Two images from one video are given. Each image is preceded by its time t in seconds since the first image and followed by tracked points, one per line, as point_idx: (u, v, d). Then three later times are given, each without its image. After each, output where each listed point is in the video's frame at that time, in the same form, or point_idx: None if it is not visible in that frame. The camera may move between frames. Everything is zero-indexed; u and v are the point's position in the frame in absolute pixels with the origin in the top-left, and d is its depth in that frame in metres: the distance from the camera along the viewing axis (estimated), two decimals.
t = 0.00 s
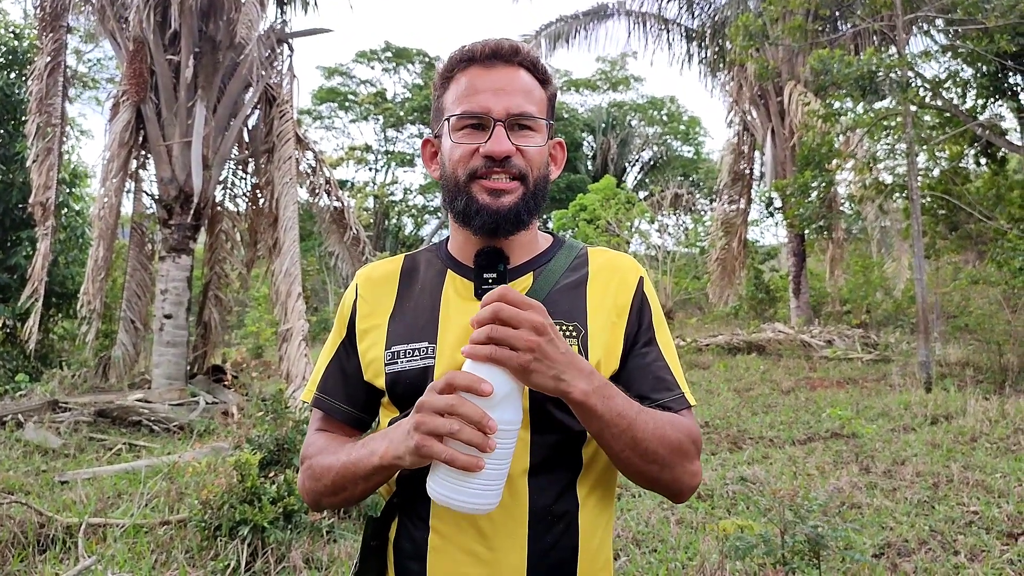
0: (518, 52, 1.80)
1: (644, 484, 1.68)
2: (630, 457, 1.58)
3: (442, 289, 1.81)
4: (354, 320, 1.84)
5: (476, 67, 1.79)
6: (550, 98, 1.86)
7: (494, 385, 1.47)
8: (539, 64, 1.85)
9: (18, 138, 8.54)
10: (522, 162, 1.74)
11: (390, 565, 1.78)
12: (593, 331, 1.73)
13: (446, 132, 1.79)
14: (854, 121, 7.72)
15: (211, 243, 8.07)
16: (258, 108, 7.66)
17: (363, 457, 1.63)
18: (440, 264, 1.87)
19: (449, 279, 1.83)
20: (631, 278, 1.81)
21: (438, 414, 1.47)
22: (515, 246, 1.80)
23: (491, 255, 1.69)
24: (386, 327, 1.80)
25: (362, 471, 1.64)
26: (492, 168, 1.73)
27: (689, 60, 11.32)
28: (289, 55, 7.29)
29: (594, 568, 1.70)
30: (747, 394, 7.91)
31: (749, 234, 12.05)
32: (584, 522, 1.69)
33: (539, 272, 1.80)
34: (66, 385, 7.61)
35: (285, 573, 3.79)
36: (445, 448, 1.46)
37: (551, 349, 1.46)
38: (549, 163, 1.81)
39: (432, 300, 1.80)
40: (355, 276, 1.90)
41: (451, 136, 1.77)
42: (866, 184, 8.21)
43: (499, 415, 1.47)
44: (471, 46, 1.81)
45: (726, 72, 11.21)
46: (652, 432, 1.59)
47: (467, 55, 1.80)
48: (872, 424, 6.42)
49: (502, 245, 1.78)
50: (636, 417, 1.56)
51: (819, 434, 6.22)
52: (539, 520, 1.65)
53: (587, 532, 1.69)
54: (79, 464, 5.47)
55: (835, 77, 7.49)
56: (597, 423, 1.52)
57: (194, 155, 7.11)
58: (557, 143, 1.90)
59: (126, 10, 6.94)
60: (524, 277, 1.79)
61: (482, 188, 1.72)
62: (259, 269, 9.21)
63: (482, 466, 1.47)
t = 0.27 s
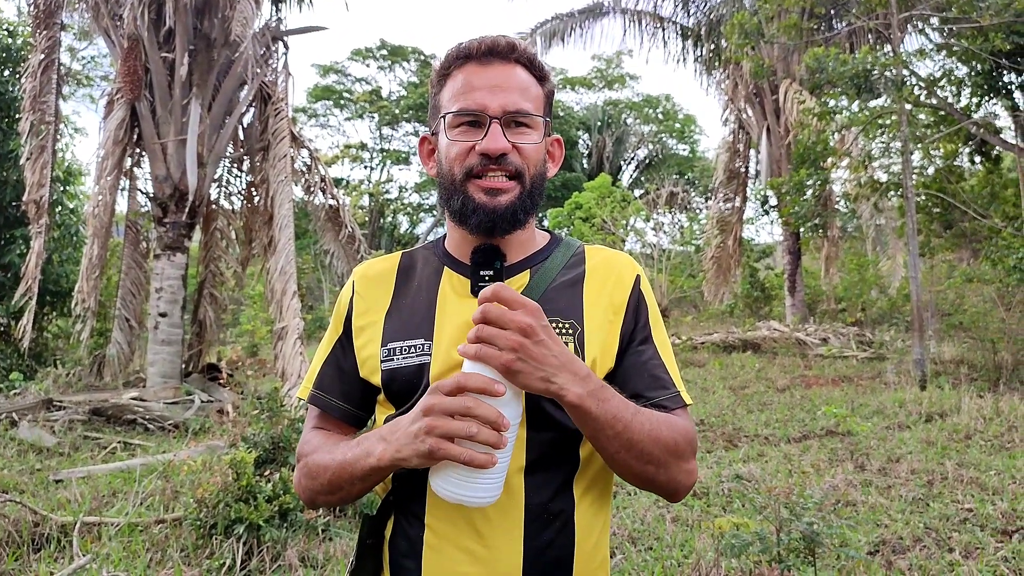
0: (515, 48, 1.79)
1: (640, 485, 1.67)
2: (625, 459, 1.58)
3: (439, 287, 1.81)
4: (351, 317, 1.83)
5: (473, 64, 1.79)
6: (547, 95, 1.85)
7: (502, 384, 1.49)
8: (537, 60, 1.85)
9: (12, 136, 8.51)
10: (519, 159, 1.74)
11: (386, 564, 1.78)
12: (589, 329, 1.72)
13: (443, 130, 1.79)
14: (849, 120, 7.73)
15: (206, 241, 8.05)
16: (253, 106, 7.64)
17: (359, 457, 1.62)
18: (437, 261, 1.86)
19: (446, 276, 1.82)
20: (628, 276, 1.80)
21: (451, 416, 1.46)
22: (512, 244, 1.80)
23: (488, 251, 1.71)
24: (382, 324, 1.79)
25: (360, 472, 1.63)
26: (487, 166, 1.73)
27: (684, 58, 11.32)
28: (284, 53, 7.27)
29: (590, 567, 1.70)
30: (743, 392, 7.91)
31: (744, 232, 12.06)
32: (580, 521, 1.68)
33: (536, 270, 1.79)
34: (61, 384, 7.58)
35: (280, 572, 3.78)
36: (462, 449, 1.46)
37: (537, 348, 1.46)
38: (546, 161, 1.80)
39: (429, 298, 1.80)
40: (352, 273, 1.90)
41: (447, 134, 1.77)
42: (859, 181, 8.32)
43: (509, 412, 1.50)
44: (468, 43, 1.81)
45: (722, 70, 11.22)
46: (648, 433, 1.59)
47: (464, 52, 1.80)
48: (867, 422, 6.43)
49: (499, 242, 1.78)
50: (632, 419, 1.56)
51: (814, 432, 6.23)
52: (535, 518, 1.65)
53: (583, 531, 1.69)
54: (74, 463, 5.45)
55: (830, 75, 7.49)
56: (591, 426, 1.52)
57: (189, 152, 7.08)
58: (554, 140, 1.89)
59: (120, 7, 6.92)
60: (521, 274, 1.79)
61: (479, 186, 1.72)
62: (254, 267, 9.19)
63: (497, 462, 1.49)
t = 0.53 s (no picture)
0: (511, 48, 1.79)
1: (633, 481, 1.67)
2: (617, 452, 1.57)
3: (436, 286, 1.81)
4: (349, 317, 1.83)
5: (469, 65, 1.79)
6: (544, 95, 1.85)
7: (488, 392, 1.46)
8: (533, 59, 1.84)
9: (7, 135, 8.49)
10: (515, 159, 1.73)
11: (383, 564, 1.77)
12: (585, 327, 1.72)
13: (439, 130, 1.78)
14: (845, 119, 7.74)
15: (202, 241, 8.04)
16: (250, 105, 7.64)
17: (353, 463, 1.62)
18: (434, 261, 1.86)
19: (443, 275, 1.82)
20: (624, 276, 1.81)
21: (431, 429, 1.46)
22: (509, 244, 1.80)
23: (485, 251, 1.69)
24: (380, 324, 1.79)
25: (350, 478, 1.63)
26: (483, 165, 1.72)
27: (680, 58, 11.33)
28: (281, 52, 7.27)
29: (588, 566, 1.69)
30: (739, 391, 7.91)
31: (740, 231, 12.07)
32: (577, 520, 1.68)
33: (533, 270, 1.79)
34: (57, 384, 7.57)
35: (277, 571, 3.77)
36: (441, 465, 1.46)
37: (554, 347, 1.48)
38: (542, 160, 1.80)
39: (426, 298, 1.80)
40: (350, 273, 1.90)
41: (444, 135, 1.76)
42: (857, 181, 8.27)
43: (496, 416, 1.45)
44: (463, 44, 1.81)
45: (718, 70, 11.22)
46: (638, 427, 1.58)
47: (460, 53, 1.80)
48: (863, 421, 6.44)
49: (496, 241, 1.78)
50: (621, 412, 1.56)
51: (810, 431, 6.24)
52: (532, 516, 1.65)
53: (581, 530, 1.69)
54: (70, 463, 5.44)
55: (826, 75, 7.48)
56: (579, 416, 1.51)
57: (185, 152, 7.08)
58: (551, 139, 1.88)
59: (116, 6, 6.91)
60: (518, 274, 1.79)
61: (475, 187, 1.72)
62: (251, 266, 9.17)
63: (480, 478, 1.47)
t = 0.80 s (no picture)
0: (505, 50, 1.79)
1: (631, 481, 1.67)
2: (612, 453, 1.57)
3: (433, 288, 1.81)
4: (346, 320, 1.83)
5: (463, 66, 1.79)
6: (540, 98, 1.84)
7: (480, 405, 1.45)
8: (528, 62, 1.84)
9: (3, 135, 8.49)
10: (508, 159, 1.73)
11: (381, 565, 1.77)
12: (581, 328, 1.72)
13: (434, 132, 1.79)
14: (841, 119, 7.74)
15: (199, 241, 8.03)
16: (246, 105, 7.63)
17: (358, 477, 1.62)
18: (430, 263, 1.86)
19: (440, 277, 1.82)
20: (620, 277, 1.80)
21: (423, 443, 1.45)
22: (505, 245, 1.79)
23: (481, 253, 1.67)
24: (377, 326, 1.79)
25: (354, 489, 1.63)
26: (476, 164, 1.72)
27: (677, 58, 11.34)
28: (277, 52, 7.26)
29: (586, 566, 1.69)
30: (736, 391, 7.92)
31: (737, 231, 12.08)
32: (574, 522, 1.68)
33: (529, 271, 1.79)
34: (53, 384, 7.55)
35: (274, 572, 3.77)
36: (434, 479, 1.45)
37: (543, 348, 1.48)
38: (537, 161, 1.79)
39: (423, 300, 1.79)
40: (346, 276, 1.89)
41: (438, 136, 1.77)
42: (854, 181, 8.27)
43: (486, 428, 1.45)
44: (458, 46, 1.82)
45: (715, 70, 11.23)
46: (632, 427, 1.58)
47: (454, 55, 1.80)
48: (859, 421, 6.44)
49: (492, 242, 1.77)
50: (614, 411, 1.56)
51: (806, 431, 6.24)
52: (529, 518, 1.65)
53: (578, 531, 1.68)
54: (66, 463, 5.43)
55: (822, 75, 7.51)
56: (572, 417, 1.52)
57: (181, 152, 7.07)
58: (546, 141, 1.88)
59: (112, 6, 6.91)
60: (514, 275, 1.79)
61: (467, 186, 1.71)
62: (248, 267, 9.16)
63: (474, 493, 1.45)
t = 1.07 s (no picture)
0: (503, 52, 1.78)
1: (633, 478, 1.66)
2: (616, 448, 1.57)
3: (431, 289, 1.81)
4: (344, 321, 1.82)
5: (462, 69, 1.78)
6: (538, 99, 1.84)
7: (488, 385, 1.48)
8: (527, 63, 1.83)
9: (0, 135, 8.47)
10: (507, 162, 1.73)
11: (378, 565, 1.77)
12: (580, 329, 1.72)
13: (433, 134, 1.79)
14: (839, 119, 7.75)
15: (197, 241, 8.03)
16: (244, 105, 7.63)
17: (353, 468, 1.62)
18: (429, 265, 1.86)
19: (438, 279, 1.82)
20: (619, 277, 1.80)
21: (439, 427, 1.46)
22: (503, 246, 1.79)
23: (480, 255, 1.75)
24: (376, 328, 1.79)
25: (353, 482, 1.62)
26: (475, 168, 1.72)
27: (675, 58, 11.34)
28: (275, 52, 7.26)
29: (583, 567, 1.69)
30: (734, 391, 7.92)
31: (735, 231, 12.08)
32: (572, 523, 1.68)
33: (528, 272, 1.79)
34: (51, 384, 7.55)
35: (272, 573, 3.77)
36: (454, 458, 1.47)
37: (525, 326, 1.47)
38: (535, 162, 1.79)
39: (422, 301, 1.79)
40: (344, 277, 1.89)
41: (437, 138, 1.77)
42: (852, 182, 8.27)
43: (497, 408, 1.50)
44: (456, 47, 1.80)
45: (713, 70, 11.23)
46: (637, 422, 1.57)
47: (453, 56, 1.79)
48: (857, 421, 6.44)
49: (490, 244, 1.78)
50: (620, 406, 1.55)
51: (804, 432, 6.25)
52: (527, 520, 1.65)
53: (576, 532, 1.69)
54: (64, 464, 5.42)
55: (820, 76, 7.52)
56: (579, 411, 1.51)
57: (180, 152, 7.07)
58: (545, 142, 1.88)
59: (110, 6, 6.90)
60: (513, 276, 1.78)
61: (466, 189, 1.72)
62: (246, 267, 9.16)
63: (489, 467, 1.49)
